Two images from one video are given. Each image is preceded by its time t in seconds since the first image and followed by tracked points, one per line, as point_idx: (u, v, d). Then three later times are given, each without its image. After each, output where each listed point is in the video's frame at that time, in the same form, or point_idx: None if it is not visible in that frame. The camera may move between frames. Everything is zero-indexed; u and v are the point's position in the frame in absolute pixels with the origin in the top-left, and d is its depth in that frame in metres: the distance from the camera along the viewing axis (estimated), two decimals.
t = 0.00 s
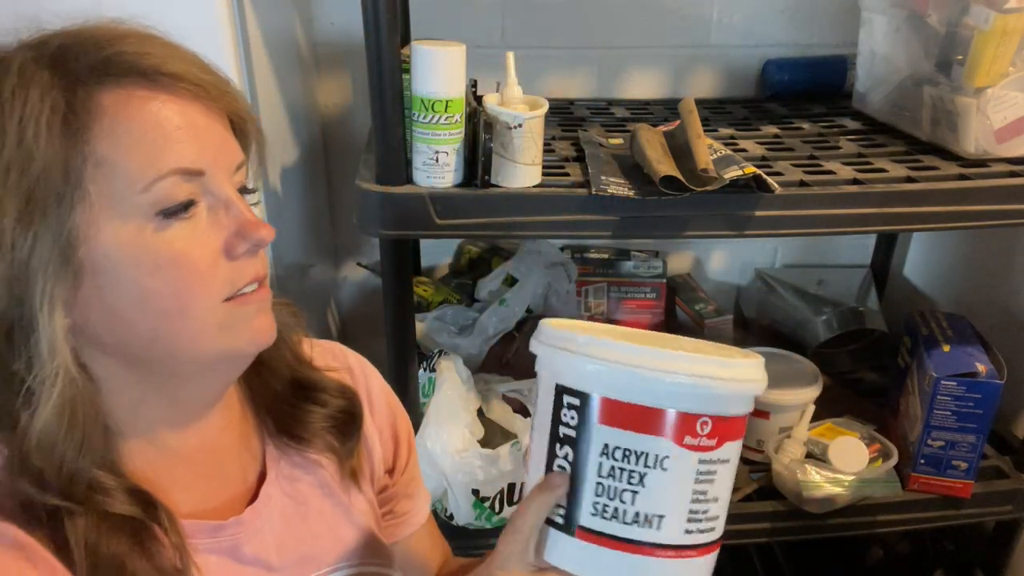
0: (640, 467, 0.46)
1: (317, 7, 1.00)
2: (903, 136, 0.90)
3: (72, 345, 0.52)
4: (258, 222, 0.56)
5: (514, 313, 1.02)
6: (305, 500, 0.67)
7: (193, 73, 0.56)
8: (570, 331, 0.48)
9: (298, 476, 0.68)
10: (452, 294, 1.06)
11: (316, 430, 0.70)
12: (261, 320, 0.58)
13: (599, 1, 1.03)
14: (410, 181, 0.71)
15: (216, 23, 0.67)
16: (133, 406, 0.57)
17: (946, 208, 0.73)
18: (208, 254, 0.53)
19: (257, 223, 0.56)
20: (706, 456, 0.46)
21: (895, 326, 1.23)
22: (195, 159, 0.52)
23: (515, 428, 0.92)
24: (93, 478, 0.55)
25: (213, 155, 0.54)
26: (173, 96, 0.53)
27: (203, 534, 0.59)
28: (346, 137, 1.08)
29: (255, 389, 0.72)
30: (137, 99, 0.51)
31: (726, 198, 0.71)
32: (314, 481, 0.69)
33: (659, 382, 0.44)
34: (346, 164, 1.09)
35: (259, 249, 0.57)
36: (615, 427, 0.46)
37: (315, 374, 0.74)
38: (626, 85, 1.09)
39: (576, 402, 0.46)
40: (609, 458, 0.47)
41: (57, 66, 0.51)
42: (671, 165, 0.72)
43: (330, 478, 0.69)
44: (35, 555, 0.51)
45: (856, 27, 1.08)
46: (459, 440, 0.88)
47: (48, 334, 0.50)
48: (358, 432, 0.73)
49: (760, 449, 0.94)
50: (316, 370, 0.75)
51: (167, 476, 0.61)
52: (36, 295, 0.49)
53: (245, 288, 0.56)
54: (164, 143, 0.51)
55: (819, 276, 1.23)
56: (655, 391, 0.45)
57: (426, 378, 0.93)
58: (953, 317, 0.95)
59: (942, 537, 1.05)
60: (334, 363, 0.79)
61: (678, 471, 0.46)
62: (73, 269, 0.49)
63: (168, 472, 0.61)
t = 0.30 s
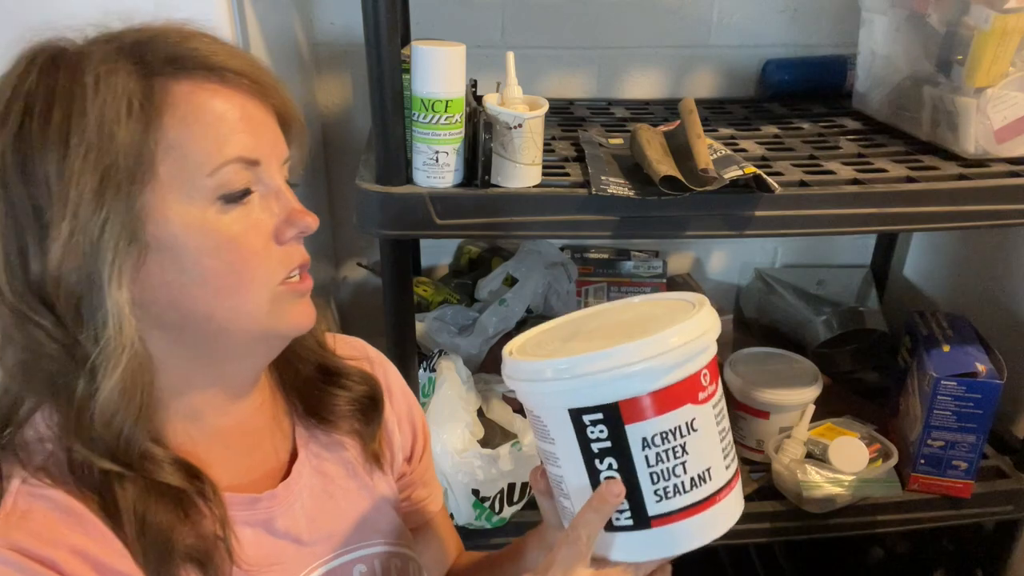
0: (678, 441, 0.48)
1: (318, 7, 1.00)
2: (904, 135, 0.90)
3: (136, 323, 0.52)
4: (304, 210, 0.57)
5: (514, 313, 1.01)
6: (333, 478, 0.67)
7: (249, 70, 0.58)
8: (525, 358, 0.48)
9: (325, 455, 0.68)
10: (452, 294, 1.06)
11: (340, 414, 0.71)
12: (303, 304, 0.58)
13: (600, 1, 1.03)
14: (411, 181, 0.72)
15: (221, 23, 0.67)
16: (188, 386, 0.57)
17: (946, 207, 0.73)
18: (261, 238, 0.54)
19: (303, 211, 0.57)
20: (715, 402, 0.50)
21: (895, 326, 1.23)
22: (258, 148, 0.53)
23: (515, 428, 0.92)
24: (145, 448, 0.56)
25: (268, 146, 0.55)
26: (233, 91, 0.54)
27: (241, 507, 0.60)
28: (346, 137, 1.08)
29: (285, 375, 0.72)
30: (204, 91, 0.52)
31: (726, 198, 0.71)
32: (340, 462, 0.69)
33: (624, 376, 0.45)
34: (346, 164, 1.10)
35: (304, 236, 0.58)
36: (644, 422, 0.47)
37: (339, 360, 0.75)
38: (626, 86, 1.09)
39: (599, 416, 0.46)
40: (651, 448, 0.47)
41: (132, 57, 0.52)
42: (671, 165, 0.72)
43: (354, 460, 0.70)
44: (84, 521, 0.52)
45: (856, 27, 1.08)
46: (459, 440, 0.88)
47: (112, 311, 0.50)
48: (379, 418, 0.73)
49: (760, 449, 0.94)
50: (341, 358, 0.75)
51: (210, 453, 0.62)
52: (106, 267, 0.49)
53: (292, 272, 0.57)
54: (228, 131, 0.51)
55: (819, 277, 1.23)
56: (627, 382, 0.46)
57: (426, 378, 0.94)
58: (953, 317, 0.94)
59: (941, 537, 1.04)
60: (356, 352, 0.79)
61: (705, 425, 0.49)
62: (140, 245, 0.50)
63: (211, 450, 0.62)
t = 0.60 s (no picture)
0: (689, 461, 0.46)
1: (318, 7, 1.00)
2: (903, 135, 0.90)
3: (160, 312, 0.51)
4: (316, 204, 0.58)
5: (514, 313, 1.01)
6: (342, 463, 0.67)
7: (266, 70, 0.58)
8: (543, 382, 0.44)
9: (332, 440, 0.68)
10: (452, 294, 1.06)
11: (344, 401, 0.71)
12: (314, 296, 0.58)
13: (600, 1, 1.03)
14: (411, 181, 0.71)
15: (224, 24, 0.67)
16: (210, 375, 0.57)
17: (946, 207, 0.73)
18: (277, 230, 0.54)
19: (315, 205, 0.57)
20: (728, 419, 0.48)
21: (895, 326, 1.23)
22: (274, 143, 0.54)
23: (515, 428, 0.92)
24: (169, 431, 0.55)
25: (282, 144, 0.55)
26: (252, 91, 0.55)
27: (258, 488, 0.59)
28: (346, 137, 1.08)
29: (288, 367, 0.72)
30: (222, 89, 0.53)
31: (726, 198, 0.71)
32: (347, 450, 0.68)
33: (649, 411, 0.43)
34: (346, 164, 1.09)
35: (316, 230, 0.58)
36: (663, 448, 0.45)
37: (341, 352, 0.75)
38: (626, 86, 1.09)
39: (621, 443, 0.44)
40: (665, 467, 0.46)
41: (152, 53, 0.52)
42: (671, 165, 0.72)
43: (357, 445, 0.69)
44: (113, 501, 0.51)
45: (856, 27, 1.08)
46: (459, 440, 0.88)
47: (136, 301, 0.50)
48: (380, 408, 0.73)
49: (760, 449, 0.94)
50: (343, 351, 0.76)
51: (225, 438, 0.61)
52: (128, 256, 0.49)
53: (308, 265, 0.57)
54: (244, 128, 0.52)
55: (819, 277, 1.23)
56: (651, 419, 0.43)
57: (426, 378, 0.94)
58: (953, 317, 0.95)
59: (942, 538, 1.04)
60: (355, 346, 0.80)
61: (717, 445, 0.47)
62: (160, 235, 0.50)
63: (226, 436, 0.61)
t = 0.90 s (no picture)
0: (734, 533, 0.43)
1: (318, 7, 1.00)
2: (904, 135, 0.90)
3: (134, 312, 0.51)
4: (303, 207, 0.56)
5: (514, 313, 1.02)
6: (342, 455, 0.67)
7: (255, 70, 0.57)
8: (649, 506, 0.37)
9: (332, 429, 0.68)
10: (452, 294, 1.05)
11: (345, 393, 0.71)
12: (302, 301, 0.57)
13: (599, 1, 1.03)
14: (410, 181, 0.71)
15: (223, 24, 0.67)
16: (195, 373, 0.57)
17: (946, 207, 0.73)
18: (256, 233, 0.53)
19: (302, 208, 0.56)
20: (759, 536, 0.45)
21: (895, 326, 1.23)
22: (253, 146, 0.53)
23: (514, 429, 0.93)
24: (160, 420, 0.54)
25: (266, 144, 0.54)
26: (238, 91, 0.54)
27: (268, 478, 0.59)
28: (346, 136, 1.08)
29: (288, 362, 0.72)
30: (204, 91, 0.52)
31: (726, 198, 0.71)
32: (346, 442, 0.68)
33: None
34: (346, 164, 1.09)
35: (301, 233, 0.56)
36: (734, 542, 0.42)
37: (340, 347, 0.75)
38: (626, 86, 1.09)
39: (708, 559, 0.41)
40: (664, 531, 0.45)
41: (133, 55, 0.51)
42: (671, 166, 0.72)
43: (357, 434, 0.70)
44: (126, 495, 0.50)
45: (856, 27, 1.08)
46: (459, 440, 0.89)
47: (109, 299, 0.49)
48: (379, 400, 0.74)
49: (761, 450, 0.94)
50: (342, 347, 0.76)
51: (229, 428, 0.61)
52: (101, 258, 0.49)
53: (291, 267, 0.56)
54: (223, 131, 0.51)
55: (819, 276, 1.23)
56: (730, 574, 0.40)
57: (425, 378, 0.92)
58: (953, 317, 0.95)
59: (941, 537, 1.05)
60: (355, 341, 0.80)
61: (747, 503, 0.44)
62: (135, 238, 0.49)
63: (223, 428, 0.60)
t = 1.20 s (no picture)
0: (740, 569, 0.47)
1: (318, 7, 1.00)
2: (903, 135, 0.90)
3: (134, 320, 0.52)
4: (306, 219, 0.56)
5: (514, 313, 1.02)
6: (346, 459, 0.66)
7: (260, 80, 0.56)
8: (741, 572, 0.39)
9: (337, 432, 0.68)
10: (452, 294, 1.05)
11: (350, 396, 0.71)
12: (301, 310, 0.57)
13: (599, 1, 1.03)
14: (410, 181, 0.71)
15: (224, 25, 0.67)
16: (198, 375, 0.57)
17: (946, 207, 0.73)
18: (256, 244, 0.53)
19: (305, 219, 0.56)
20: None
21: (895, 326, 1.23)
22: (256, 157, 0.52)
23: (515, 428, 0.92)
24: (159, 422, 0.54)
25: (270, 154, 0.54)
26: (241, 100, 0.53)
27: (274, 482, 0.59)
28: (346, 136, 1.08)
29: (295, 364, 0.72)
30: (206, 100, 0.51)
31: (726, 198, 0.71)
32: (351, 446, 0.68)
33: None
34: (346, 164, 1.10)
35: (304, 244, 0.56)
36: None
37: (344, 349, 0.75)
38: (626, 86, 1.09)
39: None
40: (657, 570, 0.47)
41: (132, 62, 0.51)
42: (672, 165, 0.72)
43: (361, 437, 0.70)
44: (134, 497, 0.50)
45: (856, 27, 1.08)
46: (459, 441, 0.89)
47: (108, 306, 0.50)
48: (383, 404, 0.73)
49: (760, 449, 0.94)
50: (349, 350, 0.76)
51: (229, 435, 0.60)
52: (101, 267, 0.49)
53: (292, 276, 0.56)
54: (226, 141, 0.51)
55: (818, 276, 1.23)
56: None
57: (425, 378, 0.93)
58: (953, 317, 0.95)
59: (941, 537, 1.04)
60: (360, 343, 0.80)
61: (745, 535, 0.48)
62: (135, 248, 0.50)
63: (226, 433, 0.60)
